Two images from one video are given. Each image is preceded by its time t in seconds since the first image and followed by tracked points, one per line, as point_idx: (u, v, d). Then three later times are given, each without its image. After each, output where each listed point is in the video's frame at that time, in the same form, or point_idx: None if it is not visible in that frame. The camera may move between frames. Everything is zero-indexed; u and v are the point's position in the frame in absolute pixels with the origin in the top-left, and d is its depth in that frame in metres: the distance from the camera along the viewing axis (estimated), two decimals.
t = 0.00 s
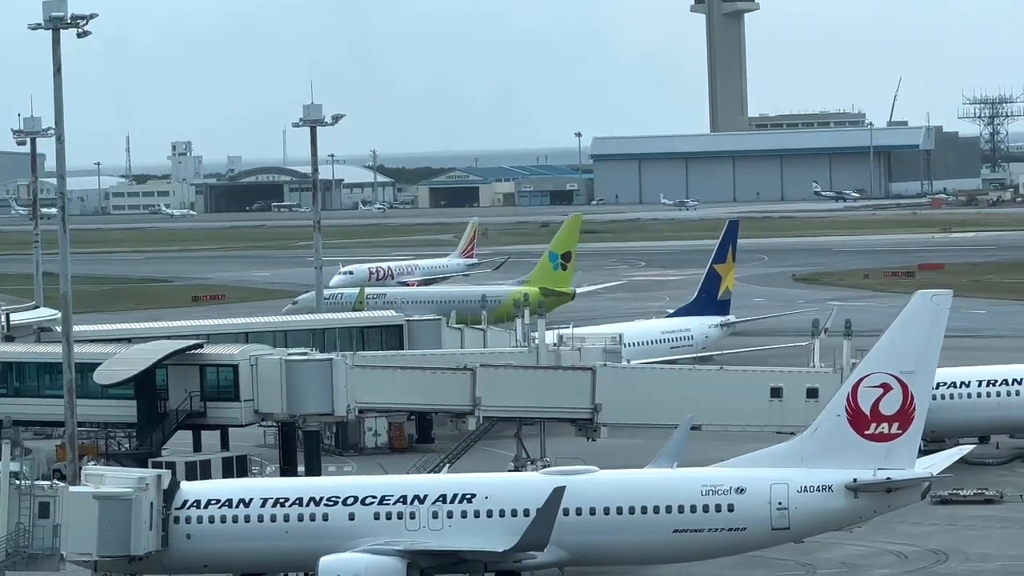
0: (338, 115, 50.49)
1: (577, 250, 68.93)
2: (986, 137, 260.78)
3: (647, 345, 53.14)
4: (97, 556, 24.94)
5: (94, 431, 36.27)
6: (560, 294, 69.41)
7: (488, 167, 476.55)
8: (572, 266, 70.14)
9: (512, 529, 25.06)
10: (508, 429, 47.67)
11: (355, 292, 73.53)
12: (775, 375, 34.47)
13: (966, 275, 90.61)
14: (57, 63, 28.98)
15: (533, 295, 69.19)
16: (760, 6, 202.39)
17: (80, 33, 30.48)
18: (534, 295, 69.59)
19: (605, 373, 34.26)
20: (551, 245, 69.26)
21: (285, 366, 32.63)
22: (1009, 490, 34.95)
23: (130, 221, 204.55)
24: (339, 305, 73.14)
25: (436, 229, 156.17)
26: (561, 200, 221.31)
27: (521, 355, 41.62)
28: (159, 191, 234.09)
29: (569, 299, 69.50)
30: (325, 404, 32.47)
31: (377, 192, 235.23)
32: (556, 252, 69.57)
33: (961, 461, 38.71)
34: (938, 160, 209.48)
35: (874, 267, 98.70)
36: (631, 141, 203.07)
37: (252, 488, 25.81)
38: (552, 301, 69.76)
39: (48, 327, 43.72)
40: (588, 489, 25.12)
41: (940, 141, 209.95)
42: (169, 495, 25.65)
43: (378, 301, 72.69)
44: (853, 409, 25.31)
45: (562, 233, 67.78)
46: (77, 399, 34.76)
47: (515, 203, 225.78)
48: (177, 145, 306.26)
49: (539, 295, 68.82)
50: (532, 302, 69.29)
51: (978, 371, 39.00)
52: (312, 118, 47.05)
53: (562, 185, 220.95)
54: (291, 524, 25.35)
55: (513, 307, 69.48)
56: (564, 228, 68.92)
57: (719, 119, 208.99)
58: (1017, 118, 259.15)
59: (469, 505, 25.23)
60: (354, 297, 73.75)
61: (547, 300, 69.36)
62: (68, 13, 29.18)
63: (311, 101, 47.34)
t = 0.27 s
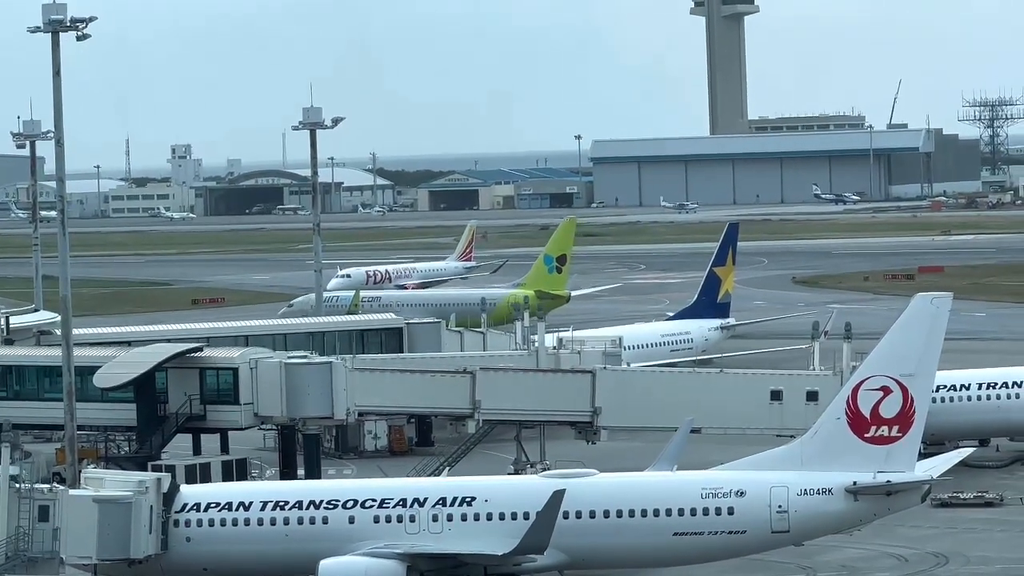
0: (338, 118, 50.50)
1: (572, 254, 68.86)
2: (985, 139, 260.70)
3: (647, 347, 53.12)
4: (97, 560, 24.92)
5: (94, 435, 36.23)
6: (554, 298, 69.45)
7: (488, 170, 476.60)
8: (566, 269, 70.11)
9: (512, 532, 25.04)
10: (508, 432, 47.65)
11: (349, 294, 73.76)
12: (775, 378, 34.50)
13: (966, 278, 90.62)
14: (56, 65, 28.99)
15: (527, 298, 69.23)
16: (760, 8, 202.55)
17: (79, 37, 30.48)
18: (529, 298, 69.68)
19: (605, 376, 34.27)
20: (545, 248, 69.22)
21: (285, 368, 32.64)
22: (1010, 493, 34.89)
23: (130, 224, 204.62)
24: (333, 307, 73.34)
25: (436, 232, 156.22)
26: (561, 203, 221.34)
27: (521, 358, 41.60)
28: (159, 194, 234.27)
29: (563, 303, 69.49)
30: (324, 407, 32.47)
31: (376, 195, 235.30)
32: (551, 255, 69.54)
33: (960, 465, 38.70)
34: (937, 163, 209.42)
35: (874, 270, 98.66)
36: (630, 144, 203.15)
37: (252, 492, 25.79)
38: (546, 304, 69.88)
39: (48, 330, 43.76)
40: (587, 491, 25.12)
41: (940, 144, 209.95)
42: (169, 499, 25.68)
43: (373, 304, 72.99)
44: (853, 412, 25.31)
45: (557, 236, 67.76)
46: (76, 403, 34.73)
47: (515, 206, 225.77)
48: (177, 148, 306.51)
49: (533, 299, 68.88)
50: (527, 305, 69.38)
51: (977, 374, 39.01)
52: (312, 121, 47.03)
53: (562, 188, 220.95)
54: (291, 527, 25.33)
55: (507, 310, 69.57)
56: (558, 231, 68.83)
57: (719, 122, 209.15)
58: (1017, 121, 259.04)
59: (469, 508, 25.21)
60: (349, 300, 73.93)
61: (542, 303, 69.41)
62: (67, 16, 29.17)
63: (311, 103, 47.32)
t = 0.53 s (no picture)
0: (339, 123, 50.51)
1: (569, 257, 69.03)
2: (986, 144, 260.66)
3: (648, 352, 53.11)
4: (97, 565, 24.92)
5: (94, 440, 36.23)
6: (551, 301, 69.39)
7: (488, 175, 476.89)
8: (562, 275, 70.22)
9: (513, 536, 25.02)
10: (509, 437, 47.64)
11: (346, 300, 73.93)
12: (776, 383, 34.48)
13: (967, 282, 90.63)
14: (57, 70, 29.01)
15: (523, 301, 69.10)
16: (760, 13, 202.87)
17: (79, 41, 30.49)
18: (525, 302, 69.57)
19: (606, 381, 34.25)
20: (542, 252, 69.35)
21: (286, 374, 32.64)
22: (1011, 498, 34.90)
23: (131, 229, 204.71)
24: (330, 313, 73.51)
25: (436, 237, 156.31)
26: (561, 208, 221.49)
27: (521, 363, 41.60)
28: (160, 199, 234.46)
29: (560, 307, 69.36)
30: (325, 412, 32.61)
31: (377, 200, 235.51)
32: (547, 259, 69.66)
33: (961, 470, 38.68)
34: (938, 167, 209.44)
35: (875, 275, 98.64)
36: (631, 149, 203.33)
37: (253, 496, 25.78)
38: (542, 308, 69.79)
39: (49, 334, 43.77)
40: (588, 497, 25.10)
41: (941, 149, 209.98)
42: (170, 503, 25.66)
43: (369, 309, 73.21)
44: (854, 416, 25.30)
45: (554, 238, 67.96)
46: (77, 408, 34.73)
47: (516, 210, 225.83)
48: (178, 152, 306.76)
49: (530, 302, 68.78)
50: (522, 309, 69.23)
51: (978, 379, 39.00)
52: (312, 125, 47.01)
53: (562, 193, 221.06)
54: (291, 531, 25.32)
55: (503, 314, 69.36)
56: (555, 235, 69.07)
57: (719, 127, 209.45)
58: (1017, 126, 259.08)
59: (470, 513, 25.20)
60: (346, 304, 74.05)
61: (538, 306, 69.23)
62: (68, 21, 29.21)
63: (312, 109, 47.33)
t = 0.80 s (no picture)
0: (339, 127, 50.53)
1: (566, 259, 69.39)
2: (987, 148, 260.64)
3: (648, 356, 53.15)
4: (98, 569, 24.94)
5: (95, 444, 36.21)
6: (547, 304, 69.37)
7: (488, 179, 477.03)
8: (558, 279, 70.47)
9: (513, 540, 25.02)
10: (509, 440, 47.65)
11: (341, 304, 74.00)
12: (777, 387, 34.46)
13: (967, 286, 90.64)
14: (57, 74, 29.04)
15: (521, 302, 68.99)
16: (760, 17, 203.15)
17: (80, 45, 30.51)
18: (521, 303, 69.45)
19: (606, 385, 34.25)
20: (539, 253, 69.65)
21: (287, 378, 32.62)
22: (1011, 502, 34.91)
23: (131, 233, 204.85)
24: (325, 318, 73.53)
25: (436, 241, 156.36)
26: (561, 212, 221.64)
27: (522, 367, 41.62)
28: (160, 203, 234.49)
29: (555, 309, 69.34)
30: (326, 416, 32.66)
31: (377, 204, 235.63)
32: (544, 261, 69.93)
33: (961, 473, 38.67)
34: (938, 172, 209.46)
35: (875, 279, 98.65)
36: (631, 153, 203.40)
37: (253, 500, 25.79)
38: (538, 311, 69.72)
39: (49, 338, 43.77)
40: (590, 500, 25.09)
41: (941, 153, 210.04)
42: (170, 507, 25.66)
43: (365, 313, 73.26)
44: (854, 420, 25.30)
45: (553, 238, 68.36)
46: (77, 412, 34.74)
47: (516, 214, 225.83)
48: (178, 156, 306.88)
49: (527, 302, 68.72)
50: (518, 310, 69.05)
51: (978, 382, 39.01)
52: (313, 129, 47.03)
53: (563, 197, 221.19)
54: (291, 535, 25.33)
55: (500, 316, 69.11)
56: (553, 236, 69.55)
57: (719, 130, 209.64)
58: (1017, 129, 259.22)
59: (471, 516, 25.20)
60: (342, 308, 74.07)
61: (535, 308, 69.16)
62: (68, 25, 29.22)
63: (312, 113, 47.36)
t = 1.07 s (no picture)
0: (340, 132, 50.57)
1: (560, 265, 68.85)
2: (988, 152, 260.61)
3: (650, 361, 53.15)
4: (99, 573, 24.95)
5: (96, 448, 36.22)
6: (541, 309, 69.15)
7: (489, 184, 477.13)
8: (554, 282, 70.00)
9: (515, 545, 25.02)
10: (510, 445, 47.66)
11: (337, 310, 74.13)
12: (778, 392, 34.47)
13: (968, 291, 90.60)
14: (59, 78, 29.05)
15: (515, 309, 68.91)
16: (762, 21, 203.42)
17: (81, 49, 30.49)
18: (515, 309, 69.35)
19: (607, 390, 34.25)
20: (534, 259, 69.13)
21: (288, 382, 32.63)
22: (1012, 506, 34.90)
23: (133, 237, 205.02)
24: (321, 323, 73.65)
25: (437, 245, 156.44)
26: (563, 216, 221.79)
27: (523, 371, 41.62)
28: (162, 207, 234.63)
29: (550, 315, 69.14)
30: (325, 419, 32.56)
31: (378, 208, 235.70)
32: (539, 266, 69.44)
33: (963, 478, 38.66)
34: (940, 176, 209.47)
35: (877, 283, 98.65)
36: (633, 157, 203.51)
37: (254, 505, 25.79)
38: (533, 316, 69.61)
39: (50, 342, 43.81)
40: (591, 505, 25.08)
41: (942, 157, 210.07)
42: (172, 511, 25.67)
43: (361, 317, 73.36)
44: (855, 425, 25.30)
45: (547, 244, 67.70)
46: (78, 416, 34.76)
47: (517, 218, 225.77)
48: (180, 160, 307.14)
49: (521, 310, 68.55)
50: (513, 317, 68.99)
51: (979, 387, 39.00)
52: (314, 133, 47.05)
53: (564, 201, 221.36)
54: (293, 539, 25.32)
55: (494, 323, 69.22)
56: (548, 241, 68.90)
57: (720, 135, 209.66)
58: (1019, 134, 259.25)
59: (472, 521, 25.21)
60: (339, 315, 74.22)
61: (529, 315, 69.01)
62: (70, 29, 29.24)
63: (313, 117, 47.39)
